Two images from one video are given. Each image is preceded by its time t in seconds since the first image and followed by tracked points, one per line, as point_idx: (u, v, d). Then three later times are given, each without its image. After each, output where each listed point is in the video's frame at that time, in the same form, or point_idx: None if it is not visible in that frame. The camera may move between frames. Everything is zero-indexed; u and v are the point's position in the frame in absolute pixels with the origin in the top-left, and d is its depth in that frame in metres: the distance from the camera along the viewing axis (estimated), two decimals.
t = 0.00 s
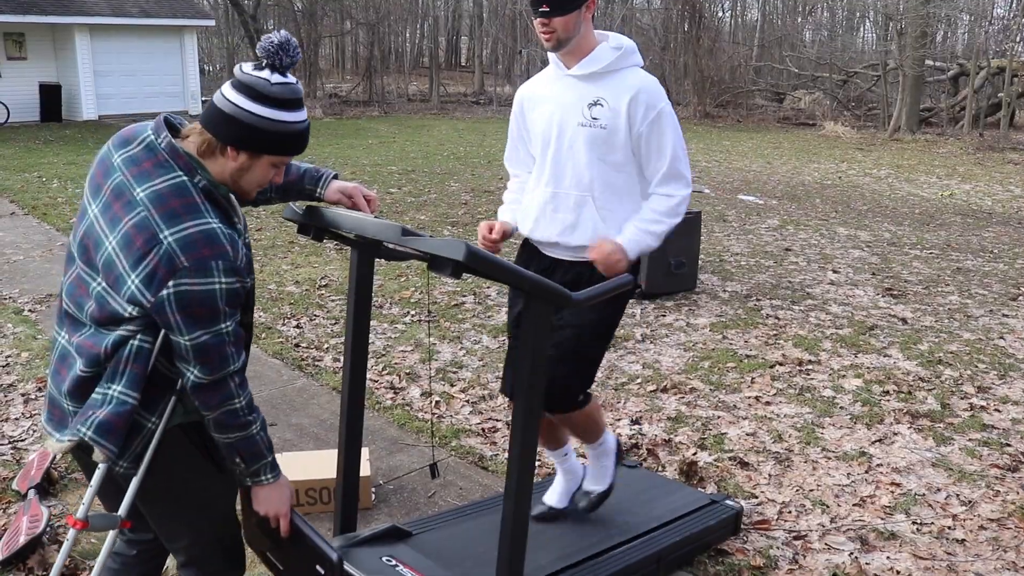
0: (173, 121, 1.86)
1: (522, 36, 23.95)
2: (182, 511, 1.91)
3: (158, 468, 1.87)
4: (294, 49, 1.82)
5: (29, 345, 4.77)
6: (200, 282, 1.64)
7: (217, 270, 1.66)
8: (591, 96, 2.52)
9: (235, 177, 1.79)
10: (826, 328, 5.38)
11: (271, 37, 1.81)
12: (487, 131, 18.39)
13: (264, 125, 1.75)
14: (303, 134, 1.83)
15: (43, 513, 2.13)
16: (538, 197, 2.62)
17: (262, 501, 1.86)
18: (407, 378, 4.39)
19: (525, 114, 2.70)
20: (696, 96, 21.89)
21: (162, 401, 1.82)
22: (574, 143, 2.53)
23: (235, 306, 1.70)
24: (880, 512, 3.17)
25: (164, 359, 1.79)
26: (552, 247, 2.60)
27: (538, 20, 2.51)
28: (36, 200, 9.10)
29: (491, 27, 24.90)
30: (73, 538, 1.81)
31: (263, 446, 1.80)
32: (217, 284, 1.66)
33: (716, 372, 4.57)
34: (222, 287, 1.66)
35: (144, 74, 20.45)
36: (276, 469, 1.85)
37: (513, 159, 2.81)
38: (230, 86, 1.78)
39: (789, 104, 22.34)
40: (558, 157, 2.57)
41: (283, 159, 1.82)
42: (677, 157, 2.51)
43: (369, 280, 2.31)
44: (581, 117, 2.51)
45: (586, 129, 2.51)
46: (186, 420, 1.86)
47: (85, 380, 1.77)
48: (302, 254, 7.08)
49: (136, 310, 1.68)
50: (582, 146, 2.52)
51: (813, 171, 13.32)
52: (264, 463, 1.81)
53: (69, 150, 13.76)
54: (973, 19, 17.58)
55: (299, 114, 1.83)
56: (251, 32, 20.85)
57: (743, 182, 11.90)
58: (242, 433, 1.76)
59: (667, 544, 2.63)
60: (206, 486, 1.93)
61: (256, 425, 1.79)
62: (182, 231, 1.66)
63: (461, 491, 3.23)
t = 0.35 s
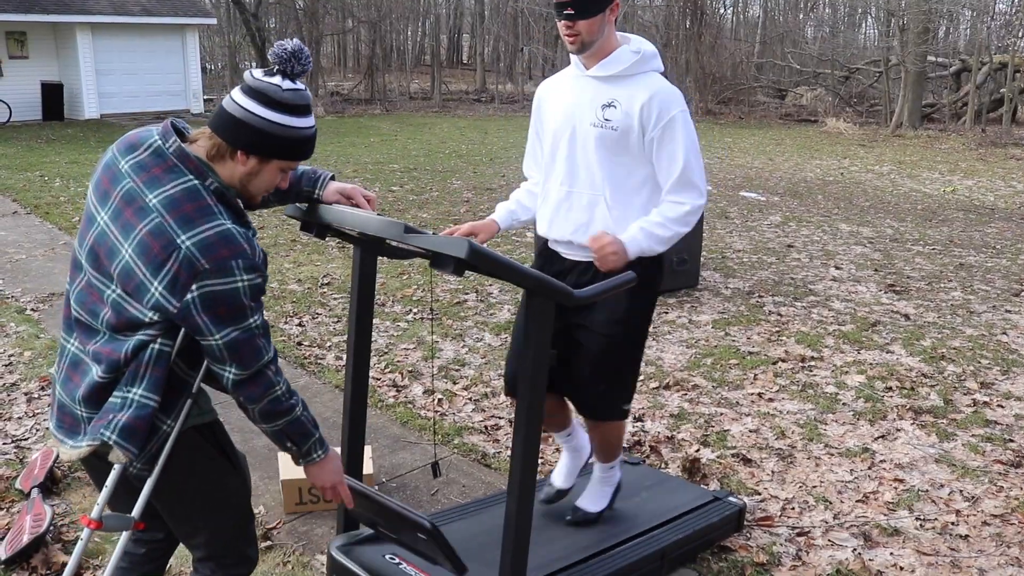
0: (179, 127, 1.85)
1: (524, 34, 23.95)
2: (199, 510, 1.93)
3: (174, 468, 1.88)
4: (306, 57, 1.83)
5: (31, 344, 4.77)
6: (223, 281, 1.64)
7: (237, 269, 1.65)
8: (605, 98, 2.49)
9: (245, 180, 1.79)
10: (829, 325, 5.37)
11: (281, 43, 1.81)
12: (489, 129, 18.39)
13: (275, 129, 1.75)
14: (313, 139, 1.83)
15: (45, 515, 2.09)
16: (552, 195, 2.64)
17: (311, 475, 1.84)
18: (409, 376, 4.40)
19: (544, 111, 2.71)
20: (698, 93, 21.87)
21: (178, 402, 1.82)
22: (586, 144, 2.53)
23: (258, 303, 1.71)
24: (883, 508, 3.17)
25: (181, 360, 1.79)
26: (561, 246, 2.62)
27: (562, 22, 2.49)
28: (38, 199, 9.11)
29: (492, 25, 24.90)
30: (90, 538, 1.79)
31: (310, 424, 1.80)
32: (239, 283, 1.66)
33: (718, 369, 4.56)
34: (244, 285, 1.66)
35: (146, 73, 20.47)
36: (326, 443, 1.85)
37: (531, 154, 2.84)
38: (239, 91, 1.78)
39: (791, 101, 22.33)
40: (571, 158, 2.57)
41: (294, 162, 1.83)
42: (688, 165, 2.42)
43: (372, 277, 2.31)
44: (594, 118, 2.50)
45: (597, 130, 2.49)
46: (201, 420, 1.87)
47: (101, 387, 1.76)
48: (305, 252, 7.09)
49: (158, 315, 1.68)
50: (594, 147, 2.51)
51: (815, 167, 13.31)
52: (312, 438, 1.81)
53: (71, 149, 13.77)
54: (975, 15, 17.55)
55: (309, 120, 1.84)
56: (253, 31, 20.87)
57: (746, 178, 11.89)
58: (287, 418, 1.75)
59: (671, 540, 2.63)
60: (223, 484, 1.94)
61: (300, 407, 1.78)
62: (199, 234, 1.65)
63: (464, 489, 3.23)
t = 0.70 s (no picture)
0: (148, 107, 1.86)
1: (522, 25, 23.89)
2: (174, 502, 1.89)
3: (145, 456, 1.86)
4: (282, 41, 1.84)
5: (29, 337, 4.76)
6: (176, 259, 1.64)
7: (192, 247, 1.65)
8: (633, 89, 2.50)
9: (213, 161, 1.78)
10: (827, 316, 5.37)
11: (260, 27, 1.83)
12: (488, 121, 18.36)
13: (242, 112, 1.74)
14: (285, 123, 1.83)
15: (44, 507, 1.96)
16: (568, 180, 2.64)
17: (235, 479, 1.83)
18: (408, 368, 4.40)
19: (563, 92, 2.69)
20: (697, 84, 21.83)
21: (146, 385, 1.80)
22: (609, 132, 2.53)
23: (214, 287, 1.69)
24: (881, 499, 3.18)
25: (146, 344, 1.77)
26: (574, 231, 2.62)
27: (592, 10, 2.49)
28: (36, 192, 9.09)
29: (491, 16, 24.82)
30: (62, 527, 1.83)
31: (242, 426, 1.78)
32: (193, 262, 1.65)
33: (717, 361, 4.57)
34: (198, 265, 1.65)
35: (144, 66, 20.42)
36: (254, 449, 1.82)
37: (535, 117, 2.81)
38: (214, 73, 1.78)
39: (790, 92, 22.30)
40: (591, 143, 2.57)
41: (264, 148, 1.82)
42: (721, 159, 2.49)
43: (370, 268, 2.30)
44: (619, 107, 2.51)
45: (621, 120, 2.50)
46: (171, 408, 1.83)
47: (71, 367, 1.77)
48: (303, 244, 7.08)
49: (115, 294, 1.68)
50: (615, 136, 2.51)
51: (814, 159, 13.30)
52: (243, 440, 1.79)
53: (69, 142, 13.74)
54: (974, 6, 17.49)
55: (282, 103, 1.84)
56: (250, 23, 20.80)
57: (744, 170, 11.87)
58: (220, 416, 1.73)
59: (670, 532, 2.63)
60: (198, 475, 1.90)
61: (234, 407, 1.76)
62: (157, 210, 1.65)
63: (463, 481, 3.23)
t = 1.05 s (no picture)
0: (64, 91, 1.86)
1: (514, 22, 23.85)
2: (119, 501, 1.88)
3: (86, 449, 1.85)
4: (184, 9, 1.83)
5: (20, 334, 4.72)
6: (83, 228, 1.61)
7: (98, 215, 1.62)
8: (628, 73, 2.50)
9: (126, 138, 1.79)
10: (819, 312, 5.39)
11: None
12: (481, 118, 18.34)
13: (152, 85, 1.75)
14: (197, 93, 1.83)
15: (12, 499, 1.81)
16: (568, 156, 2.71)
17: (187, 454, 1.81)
18: (400, 365, 4.39)
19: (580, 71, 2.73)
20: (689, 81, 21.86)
21: (81, 376, 1.80)
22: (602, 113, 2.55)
23: (130, 256, 1.66)
24: (872, 495, 3.19)
25: (73, 326, 1.75)
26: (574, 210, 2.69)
27: None
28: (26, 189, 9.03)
29: (483, 13, 24.82)
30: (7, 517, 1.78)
31: (185, 403, 1.76)
32: (100, 231, 1.62)
33: (709, 357, 4.57)
34: (106, 233, 1.62)
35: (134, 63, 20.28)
36: (204, 425, 1.80)
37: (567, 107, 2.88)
38: (119, 49, 1.78)
39: (782, 89, 22.33)
40: (587, 122, 2.60)
41: (179, 119, 1.82)
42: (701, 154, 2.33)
43: (362, 265, 2.30)
44: (615, 90, 2.52)
45: (614, 103, 2.51)
46: (110, 401, 1.82)
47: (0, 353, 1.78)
48: (295, 241, 7.06)
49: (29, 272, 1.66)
50: (607, 119, 2.53)
51: (806, 156, 13.33)
52: (188, 416, 1.77)
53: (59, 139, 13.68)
54: (964, 3, 17.54)
55: (189, 72, 1.83)
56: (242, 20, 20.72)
57: (737, 167, 11.89)
58: (157, 394, 1.71)
59: (661, 529, 2.63)
60: (143, 476, 1.89)
61: (172, 384, 1.73)
62: (61, 181, 1.63)
63: (455, 477, 3.23)
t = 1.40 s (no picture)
0: None
1: (510, 22, 23.80)
2: (76, 503, 1.84)
3: (39, 452, 1.81)
4: None
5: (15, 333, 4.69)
6: (13, 204, 1.56)
7: (28, 190, 1.57)
8: (647, 127, 2.49)
9: (50, 120, 1.75)
10: (814, 314, 5.40)
11: None
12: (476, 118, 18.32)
13: (59, 61, 1.70)
14: (106, 60, 1.77)
15: None
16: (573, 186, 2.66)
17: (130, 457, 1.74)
18: (396, 365, 4.38)
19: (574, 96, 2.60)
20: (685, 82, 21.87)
21: (28, 375, 1.78)
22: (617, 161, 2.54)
23: (63, 235, 1.62)
24: (868, 497, 3.19)
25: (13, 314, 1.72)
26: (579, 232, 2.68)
27: (626, 69, 2.39)
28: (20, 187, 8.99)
29: (478, 13, 24.81)
30: None
31: (125, 403, 1.69)
32: (32, 206, 1.58)
33: (705, 358, 4.58)
34: (38, 209, 1.58)
35: (130, 60, 20.23)
36: (146, 427, 1.74)
37: (533, 99, 2.69)
38: (25, 29, 1.74)
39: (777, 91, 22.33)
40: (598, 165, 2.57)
41: (98, 93, 1.78)
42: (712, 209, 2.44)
43: (357, 266, 2.29)
44: (632, 142, 2.51)
45: (632, 154, 2.51)
46: (60, 401, 1.79)
47: None
48: (290, 241, 7.04)
49: None
50: (625, 169, 2.54)
51: (801, 157, 13.36)
52: (130, 416, 1.70)
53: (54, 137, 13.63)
54: (960, 6, 17.58)
55: (102, 44, 1.79)
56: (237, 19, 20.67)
57: (732, 168, 11.90)
58: (95, 390, 1.65)
59: (658, 530, 2.63)
60: (100, 478, 1.85)
61: (111, 380, 1.67)
62: None
63: (450, 478, 3.22)
